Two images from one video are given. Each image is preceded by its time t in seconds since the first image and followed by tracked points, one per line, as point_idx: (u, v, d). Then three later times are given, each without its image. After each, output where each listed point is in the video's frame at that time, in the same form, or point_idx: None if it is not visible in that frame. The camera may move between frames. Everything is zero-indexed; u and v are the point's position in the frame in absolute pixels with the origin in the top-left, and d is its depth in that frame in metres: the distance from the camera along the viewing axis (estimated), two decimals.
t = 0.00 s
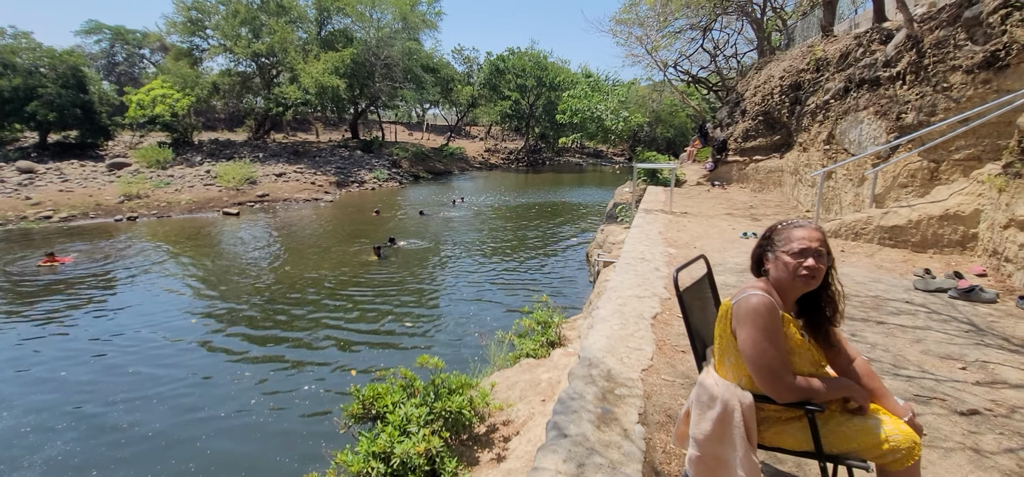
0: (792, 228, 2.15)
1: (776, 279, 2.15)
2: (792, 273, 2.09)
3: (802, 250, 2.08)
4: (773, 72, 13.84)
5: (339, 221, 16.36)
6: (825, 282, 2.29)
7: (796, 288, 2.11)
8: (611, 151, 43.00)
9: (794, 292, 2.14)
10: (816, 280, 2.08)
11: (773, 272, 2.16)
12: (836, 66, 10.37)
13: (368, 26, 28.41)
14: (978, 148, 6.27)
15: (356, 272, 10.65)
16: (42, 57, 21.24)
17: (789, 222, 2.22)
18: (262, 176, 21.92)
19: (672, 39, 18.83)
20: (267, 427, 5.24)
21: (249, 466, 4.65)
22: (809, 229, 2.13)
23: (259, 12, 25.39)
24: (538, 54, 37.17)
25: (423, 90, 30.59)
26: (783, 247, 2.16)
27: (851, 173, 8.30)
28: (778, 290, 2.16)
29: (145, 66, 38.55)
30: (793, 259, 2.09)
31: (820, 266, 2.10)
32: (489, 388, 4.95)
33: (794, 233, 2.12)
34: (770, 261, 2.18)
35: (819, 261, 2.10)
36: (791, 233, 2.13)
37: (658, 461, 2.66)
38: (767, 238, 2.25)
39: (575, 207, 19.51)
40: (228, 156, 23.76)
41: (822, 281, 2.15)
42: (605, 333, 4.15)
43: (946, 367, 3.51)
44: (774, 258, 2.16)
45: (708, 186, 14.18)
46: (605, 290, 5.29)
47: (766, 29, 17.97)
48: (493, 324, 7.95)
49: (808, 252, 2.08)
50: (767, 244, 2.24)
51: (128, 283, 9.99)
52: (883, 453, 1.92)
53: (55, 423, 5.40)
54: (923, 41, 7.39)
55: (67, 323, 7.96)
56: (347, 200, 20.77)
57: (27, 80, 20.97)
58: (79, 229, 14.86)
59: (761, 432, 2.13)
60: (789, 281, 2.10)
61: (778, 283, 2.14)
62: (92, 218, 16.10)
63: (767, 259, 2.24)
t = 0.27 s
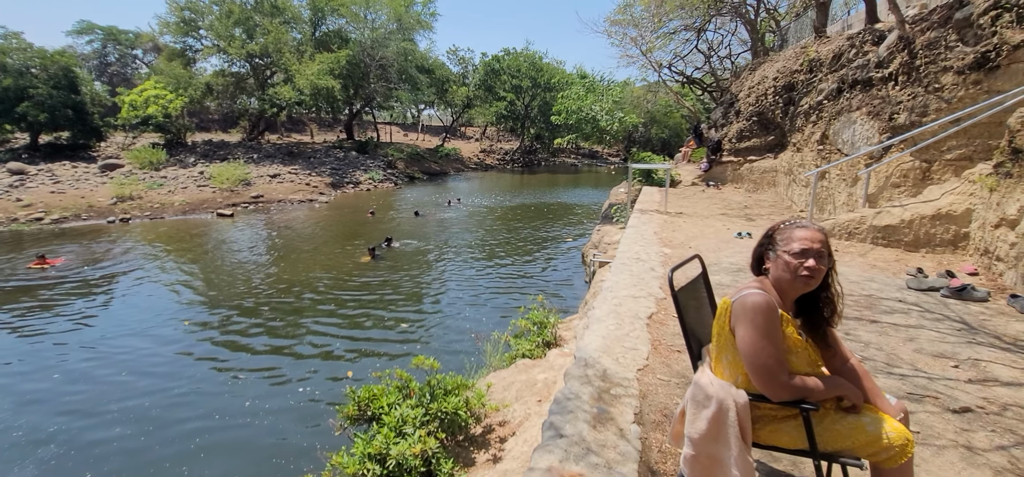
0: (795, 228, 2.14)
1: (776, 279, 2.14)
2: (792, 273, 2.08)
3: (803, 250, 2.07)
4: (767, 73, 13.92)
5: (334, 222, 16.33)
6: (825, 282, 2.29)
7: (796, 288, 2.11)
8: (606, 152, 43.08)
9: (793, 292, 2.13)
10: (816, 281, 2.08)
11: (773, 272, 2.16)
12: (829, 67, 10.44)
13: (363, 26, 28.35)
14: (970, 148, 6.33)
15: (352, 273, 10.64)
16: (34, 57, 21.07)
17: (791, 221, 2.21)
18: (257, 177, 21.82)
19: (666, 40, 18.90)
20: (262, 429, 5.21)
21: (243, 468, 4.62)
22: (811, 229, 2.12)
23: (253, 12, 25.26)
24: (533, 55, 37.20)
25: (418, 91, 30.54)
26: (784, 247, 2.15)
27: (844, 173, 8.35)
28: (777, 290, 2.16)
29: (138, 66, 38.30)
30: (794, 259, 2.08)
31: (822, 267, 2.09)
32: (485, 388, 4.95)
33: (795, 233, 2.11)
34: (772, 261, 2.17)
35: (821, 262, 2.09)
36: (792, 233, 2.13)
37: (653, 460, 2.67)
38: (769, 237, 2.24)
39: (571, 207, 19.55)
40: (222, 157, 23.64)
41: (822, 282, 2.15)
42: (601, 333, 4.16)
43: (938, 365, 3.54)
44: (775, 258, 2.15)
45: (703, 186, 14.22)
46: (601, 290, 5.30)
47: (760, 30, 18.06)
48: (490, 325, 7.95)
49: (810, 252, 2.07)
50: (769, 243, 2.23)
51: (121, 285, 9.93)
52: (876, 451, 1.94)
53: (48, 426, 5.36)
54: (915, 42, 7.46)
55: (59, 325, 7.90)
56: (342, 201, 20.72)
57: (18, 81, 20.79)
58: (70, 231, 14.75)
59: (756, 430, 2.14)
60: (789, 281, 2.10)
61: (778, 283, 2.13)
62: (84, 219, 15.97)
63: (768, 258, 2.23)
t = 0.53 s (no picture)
0: (793, 228, 2.14)
1: (774, 278, 2.14)
2: (790, 273, 2.09)
3: (802, 249, 2.07)
4: (761, 73, 13.99)
5: (329, 222, 16.29)
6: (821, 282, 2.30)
7: (794, 288, 2.11)
8: (601, 151, 43.18)
9: (790, 291, 2.14)
10: (814, 281, 2.08)
11: (771, 271, 2.16)
12: (822, 67, 10.50)
13: (357, 26, 28.25)
14: (961, 147, 6.38)
15: (347, 273, 10.62)
16: (23, 57, 20.85)
17: (790, 221, 2.21)
18: (250, 177, 21.71)
19: (661, 40, 18.95)
20: (257, 430, 5.19)
21: (237, 470, 4.60)
22: (810, 229, 2.12)
23: (247, 12, 25.11)
24: (528, 55, 37.20)
25: (412, 91, 30.48)
26: (782, 246, 2.15)
27: (837, 172, 8.41)
28: (774, 289, 2.16)
29: (130, 66, 38.03)
30: (793, 258, 2.08)
31: (819, 267, 2.09)
32: (480, 389, 4.95)
33: (794, 232, 2.11)
34: (770, 260, 2.17)
35: (819, 262, 2.09)
36: (791, 233, 2.13)
37: (649, 459, 2.67)
38: (767, 237, 2.24)
39: (566, 207, 19.59)
40: (215, 157, 23.51)
41: (819, 282, 2.15)
42: (597, 332, 4.16)
43: (931, 363, 3.56)
44: (773, 257, 2.15)
45: (697, 186, 14.27)
46: (596, 289, 5.31)
47: (753, 30, 18.15)
48: (485, 325, 7.95)
49: (808, 252, 2.07)
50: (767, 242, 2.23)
51: (113, 286, 9.86)
52: (870, 448, 1.95)
53: (39, 429, 5.31)
54: (906, 42, 7.51)
55: (51, 327, 7.83)
56: (337, 201, 20.66)
57: (8, 80, 20.57)
58: (62, 231, 14.62)
59: (751, 428, 2.15)
60: (786, 281, 2.10)
61: (775, 282, 2.14)
62: (75, 220, 15.82)
63: (766, 257, 2.23)
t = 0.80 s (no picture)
0: (790, 227, 2.14)
1: (770, 277, 2.15)
2: (786, 272, 2.09)
3: (799, 249, 2.07)
4: (755, 72, 14.05)
5: (324, 223, 16.25)
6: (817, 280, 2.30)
7: (789, 287, 2.12)
8: (596, 151, 43.26)
9: (786, 290, 2.14)
10: (810, 280, 2.08)
11: (766, 270, 2.16)
12: (815, 66, 10.55)
13: (352, 26, 28.17)
14: (953, 146, 6.42)
15: (342, 274, 10.60)
16: (15, 57, 20.67)
17: (786, 220, 2.21)
18: (245, 177, 21.61)
19: (656, 40, 19.00)
20: (252, 431, 5.17)
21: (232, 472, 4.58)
22: (807, 229, 2.12)
23: (241, 11, 24.97)
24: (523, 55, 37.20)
25: (407, 91, 30.43)
26: (779, 246, 2.15)
27: (831, 171, 8.46)
28: (770, 288, 2.16)
29: (123, 66, 37.78)
30: (789, 258, 2.08)
31: (816, 266, 2.10)
32: (477, 388, 4.94)
33: (791, 232, 2.12)
34: (766, 258, 2.17)
35: (815, 261, 2.10)
36: (788, 232, 2.13)
37: (645, 456, 2.67)
38: (762, 235, 2.25)
39: (562, 207, 19.61)
40: (209, 158, 23.39)
41: (814, 282, 2.16)
42: (593, 331, 4.17)
43: (924, 360, 3.58)
44: (769, 256, 2.15)
45: (692, 185, 14.32)
46: (592, 288, 5.31)
47: (748, 30, 18.21)
48: (481, 324, 7.95)
49: (805, 252, 2.07)
50: (763, 241, 2.23)
51: (106, 288, 9.81)
52: (865, 445, 1.96)
53: (32, 431, 5.27)
54: (899, 41, 7.56)
55: (43, 329, 7.77)
56: (333, 201, 20.63)
57: None
58: (54, 233, 14.51)
59: (747, 425, 2.16)
60: (783, 279, 2.11)
61: (771, 281, 2.14)
62: (68, 222, 15.70)
63: (762, 255, 2.24)
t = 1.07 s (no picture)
0: (783, 225, 2.15)
1: (764, 274, 2.16)
2: (780, 269, 2.10)
3: (792, 246, 2.09)
4: (750, 72, 14.12)
5: (320, 223, 16.20)
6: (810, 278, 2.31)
7: (783, 285, 2.13)
8: (592, 151, 43.32)
9: (780, 287, 2.15)
10: (803, 277, 2.09)
11: (761, 267, 2.17)
12: (810, 65, 10.61)
13: (347, 26, 28.09)
14: (946, 144, 6.46)
15: (338, 274, 10.58)
16: (7, 57, 20.52)
17: (780, 217, 2.23)
18: (240, 178, 21.53)
19: (651, 39, 19.04)
20: (249, 432, 5.15)
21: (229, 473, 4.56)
22: (800, 226, 2.14)
23: (235, 11, 24.86)
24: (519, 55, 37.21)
25: (403, 91, 30.39)
26: (773, 243, 2.16)
27: (825, 169, 8.51)
28: (763, 285, 2.17)
29: (116, 67, 37.57)
30: (782, 255, 2.09)
31: (809, 263, 2.11)
32: (474, 388, 4.95)
33: (784, 230, 2.13)
34: (759, 257, 2.18)
35: (808, 259, 2.11)
36: (781, 230, 2.14)
37: (641, 454, 2.68)
38: (756, 233, 2.25)
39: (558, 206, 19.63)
40: (204, 158, 23.29)
41: (808, 279, 2.17)
42: (589, 330, 4.18)
43: (918, 356, 3.61)
44: (763, 253, 2.16)
45: (688, 184, 14.35)
46: (589, 287, 5.32)
47: (742, 29, 18.28)
48: (477, 324, 7.97)
49: (798, 249, 2.08)
50: (756, 239, 2.24)
51: (100, 289, 9.77)
52: (858, 441, 1.98)
53: (26, 434, 5.24)
54: (892, 40, 7.60)
55: (37, 331, 7.72)
56: (329, 202, 20.56)
57: None
58: (48, 234, 14.42)
59: (742, 422, 2.17)
60: (777, 277, 2.12)
61: (765, 279, 2.15)
62: (62, 223, 15.60)
63: (755, 253, 2.25)
